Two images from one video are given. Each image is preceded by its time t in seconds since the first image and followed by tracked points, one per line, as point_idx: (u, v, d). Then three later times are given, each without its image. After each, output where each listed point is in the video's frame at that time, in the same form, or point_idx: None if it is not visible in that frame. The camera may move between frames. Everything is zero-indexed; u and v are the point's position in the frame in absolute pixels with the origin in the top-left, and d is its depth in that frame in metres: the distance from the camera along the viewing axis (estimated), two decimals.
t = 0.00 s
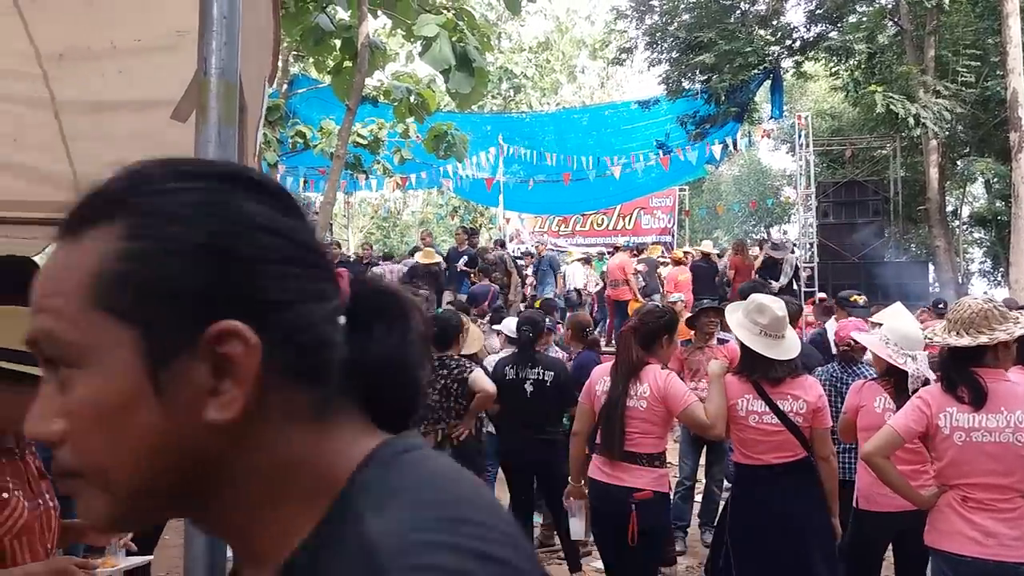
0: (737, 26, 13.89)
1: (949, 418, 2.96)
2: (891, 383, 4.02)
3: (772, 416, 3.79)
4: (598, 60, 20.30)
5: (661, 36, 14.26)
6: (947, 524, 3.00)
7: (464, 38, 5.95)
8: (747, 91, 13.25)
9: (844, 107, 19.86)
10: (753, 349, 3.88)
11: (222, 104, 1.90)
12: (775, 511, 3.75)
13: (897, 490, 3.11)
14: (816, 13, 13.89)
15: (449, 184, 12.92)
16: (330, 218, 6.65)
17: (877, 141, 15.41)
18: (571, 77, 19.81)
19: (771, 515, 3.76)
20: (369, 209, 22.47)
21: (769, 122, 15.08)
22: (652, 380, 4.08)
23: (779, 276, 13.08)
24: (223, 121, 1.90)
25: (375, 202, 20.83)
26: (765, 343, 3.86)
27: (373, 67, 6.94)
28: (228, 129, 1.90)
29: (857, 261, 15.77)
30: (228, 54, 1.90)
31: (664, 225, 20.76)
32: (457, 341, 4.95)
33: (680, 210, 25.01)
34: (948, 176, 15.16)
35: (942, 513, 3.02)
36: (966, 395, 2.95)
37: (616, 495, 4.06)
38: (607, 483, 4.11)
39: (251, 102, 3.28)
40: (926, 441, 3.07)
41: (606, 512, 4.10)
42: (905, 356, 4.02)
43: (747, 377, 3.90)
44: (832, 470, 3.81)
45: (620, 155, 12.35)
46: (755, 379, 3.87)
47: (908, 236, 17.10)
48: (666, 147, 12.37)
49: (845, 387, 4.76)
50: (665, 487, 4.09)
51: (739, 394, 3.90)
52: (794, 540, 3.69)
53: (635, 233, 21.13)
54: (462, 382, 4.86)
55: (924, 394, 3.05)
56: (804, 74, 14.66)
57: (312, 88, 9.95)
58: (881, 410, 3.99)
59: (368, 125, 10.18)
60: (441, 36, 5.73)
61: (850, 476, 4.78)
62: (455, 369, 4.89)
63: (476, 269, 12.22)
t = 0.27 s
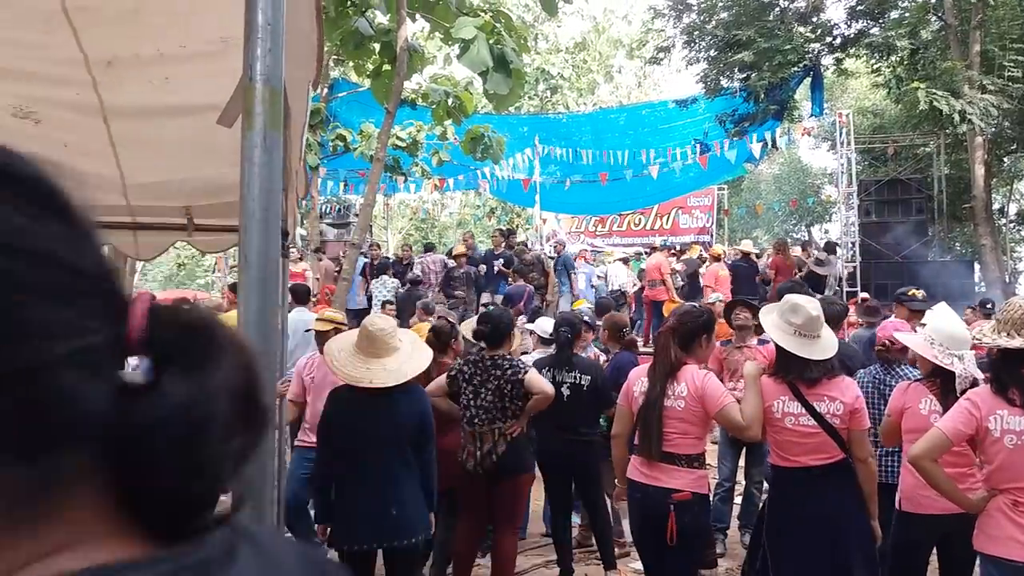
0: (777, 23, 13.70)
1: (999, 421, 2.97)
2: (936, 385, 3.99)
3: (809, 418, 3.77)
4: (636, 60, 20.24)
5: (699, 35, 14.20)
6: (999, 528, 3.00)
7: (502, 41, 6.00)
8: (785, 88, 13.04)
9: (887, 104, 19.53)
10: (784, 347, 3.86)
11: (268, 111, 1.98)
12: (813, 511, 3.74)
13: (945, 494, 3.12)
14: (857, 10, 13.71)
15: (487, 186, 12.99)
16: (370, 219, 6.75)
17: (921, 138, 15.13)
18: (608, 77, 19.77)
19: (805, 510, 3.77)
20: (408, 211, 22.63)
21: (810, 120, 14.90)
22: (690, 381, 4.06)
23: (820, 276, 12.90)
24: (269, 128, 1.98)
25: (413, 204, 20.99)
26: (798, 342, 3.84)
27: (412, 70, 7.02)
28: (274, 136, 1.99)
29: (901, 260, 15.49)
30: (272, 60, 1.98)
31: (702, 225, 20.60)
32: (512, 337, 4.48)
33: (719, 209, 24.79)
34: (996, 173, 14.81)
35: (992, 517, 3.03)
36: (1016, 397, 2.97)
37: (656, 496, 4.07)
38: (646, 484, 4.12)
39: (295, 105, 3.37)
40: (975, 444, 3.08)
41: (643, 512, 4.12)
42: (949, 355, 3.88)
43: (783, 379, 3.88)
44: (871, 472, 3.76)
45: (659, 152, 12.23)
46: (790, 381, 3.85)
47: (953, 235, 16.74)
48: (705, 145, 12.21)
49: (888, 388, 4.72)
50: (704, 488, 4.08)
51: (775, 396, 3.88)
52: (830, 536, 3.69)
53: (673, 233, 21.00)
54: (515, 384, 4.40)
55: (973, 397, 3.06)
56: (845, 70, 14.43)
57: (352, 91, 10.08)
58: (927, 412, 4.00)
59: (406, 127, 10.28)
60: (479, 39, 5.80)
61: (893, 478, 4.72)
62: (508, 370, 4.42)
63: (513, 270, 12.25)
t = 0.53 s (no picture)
0: (817, 20, 13.48)
1: None
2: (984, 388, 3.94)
3: (843, 420, 3.76)
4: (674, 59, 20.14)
5: (738, 33, 14.07)
6: None
7: (540, 43, 6.04)
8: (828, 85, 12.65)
9: (931, 100, 19.17)
10: (812, 350, 3.86)
11: (317, 117, 2.05)
12: (850, 511, 3.74)
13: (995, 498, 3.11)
14: (900, 6, 13.52)
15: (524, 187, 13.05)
16: (409, 221, 6.85)
17: (966, 135, 14.83)
18: (646, 76, 19.70)
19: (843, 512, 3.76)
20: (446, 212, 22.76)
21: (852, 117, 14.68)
22: (727, 381, 4.11)
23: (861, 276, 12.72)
24: (319, 134, 2.05)
25: (451, 205, 21.12)
26: (828, 347, 3.83)
27: (451, 73, 7.09)
28: (324, 142, 2.06)
29: (946, 260, 15.19)
30: (321, 68, 2.06)
31: (742, 225, 20.41)
32: (561, 340, 4.47)
33: (759, 208, 24.53)
34: None
35: None
36: None
37: (695, 497, 4.10)
38: (687, 485, 4.15)
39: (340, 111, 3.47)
40: None
41: (684, 511, 4.15)
42: (1001, 357, 3.82)
43: (817, 382, 3.86)
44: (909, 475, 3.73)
45: (697, 152, 12.17)
46: (824, 384, 3.83)
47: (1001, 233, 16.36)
48: (745, 144, 12.02)
49: (932, 390, 4.68)
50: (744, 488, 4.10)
51: (808, 399, 3.88)
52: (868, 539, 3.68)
53: (712, 233, 20.85)
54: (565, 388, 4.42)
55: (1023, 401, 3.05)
56: (887, 67, 14.19)
57: (392, 95, 10.21)
58: (977, 416, 3.95)
59: (445, 130, 10.38)
60: (518, 41, 5.85)
61: (941, 480, 4.65)
62: (557, 373, 4.43)
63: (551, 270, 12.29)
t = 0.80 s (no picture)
0: (859, 15, 13.03)
1: None
2: None
3: (877, 422, 3.71)
4: (712, 56, 19.94)
5: (778, 29, 13.78)
6: None
7: (577, 41, 6.00)
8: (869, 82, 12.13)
9: (977, 95, 18.72)
10: (850, 349, 3.78)
11: (369, 118, 2.05)
12: (887, 514, 3.69)
13: None
14: None
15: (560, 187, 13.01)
16: (447, 221, 6.86)
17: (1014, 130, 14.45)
18: (684, 73, 19.52)
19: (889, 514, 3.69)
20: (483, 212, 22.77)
21: (895, 114, 14.39)
22: (761, 385, 3.98)
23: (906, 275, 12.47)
24: (371, 136, 2.05)
25: (487, 205, 21.14)
26: (866, 345, 3.74)
27: (487, 73, 7.10)
28: (376, 144, 2.05)
29: (994, 259, 14.80)
30: (373, 71, 2.06)
31: (783, 223, 20.12)
32: (602, 340, 4.38)
33: (800, 206, 24.17)
34: None
35: None
36: None
37: (741, 502, 3.99)
38: (732, 490, 4.04)
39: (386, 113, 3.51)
40: None
41: (728, 514, 4.05)
42: None
43: (854, 383, 3.80)
44: (955, 479, 3.68)
45: (737, 151, 12.07)
46: (861, 385, 3.77)
47: None
48: (786, 143, 11.93)
49: (981, 393, 4.56)
50: (791, 493, 3.97)
51: (844, 399, 3.82)
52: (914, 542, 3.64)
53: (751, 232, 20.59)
54: (604, 395, 4.28)
55: None
56: (931, 61, 13.88)
57: (428, 96, 10.25)
58: None
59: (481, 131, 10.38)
60: (554, 41, 5.85)
61: (989, 485, 4.58)
62: (596, 378, 4.32)
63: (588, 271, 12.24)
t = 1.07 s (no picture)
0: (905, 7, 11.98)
1: None
2: None
3: (916, 420, 3.64)
4: (752, 53, 19.70)
5: (820, 24, 12.97)
6: None
7: (618, 39, 5.98)
8: (915, 76, 11.45)
9: None
10: (895, 347, 3.67)
11: (432, 123, 2.24)
12: (917, 515, 3.65)
13: None
14: None
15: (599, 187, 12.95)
16: (487, 221, 6.87)
17: None
18: (723, 71, 19.30)
19: (941, 513, 3.63)
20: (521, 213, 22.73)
21: (942, 110, 14.08)
22: (801, 388, 3.92)
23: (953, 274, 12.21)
24: (433, 140, 2.23)
25: (524, 205, 21.12)
26: (912, 342, 3.63)
27: (527, 73, 7.09)
28: (438, 146, 2.23)
29: None
30: (436, 74, 2.25)
31: (827, 222, 19.87)
32: (644, 341, 4.35)
33: (843, 205, 23.76)
34: None
35: None
36: None
37: (791, 507, 3.91)
38: (782, 496, 3.96)
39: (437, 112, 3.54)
40: None
41: (779, 521, 3.96)
42: None
43: (893, 380, 3.72)
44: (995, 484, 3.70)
45: (779, 148, 11.98)
46: (901, 382, 3.69)
47: None
48: (830, 139, 11.78)
49: None
50: (840, 496, 3.91)
51: (881, 397, 3.74)
52: (964, 541, 3.61)
53: (794, 231, 20.29)
54: (651, 399, 4.27)
55: None
56: (981, 55, 13.55)
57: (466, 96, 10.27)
58: None
59: (519, 131, 10.39)
60: (595, 39, 5.83)
61: None
62: (641, 381, 4.29)
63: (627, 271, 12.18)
